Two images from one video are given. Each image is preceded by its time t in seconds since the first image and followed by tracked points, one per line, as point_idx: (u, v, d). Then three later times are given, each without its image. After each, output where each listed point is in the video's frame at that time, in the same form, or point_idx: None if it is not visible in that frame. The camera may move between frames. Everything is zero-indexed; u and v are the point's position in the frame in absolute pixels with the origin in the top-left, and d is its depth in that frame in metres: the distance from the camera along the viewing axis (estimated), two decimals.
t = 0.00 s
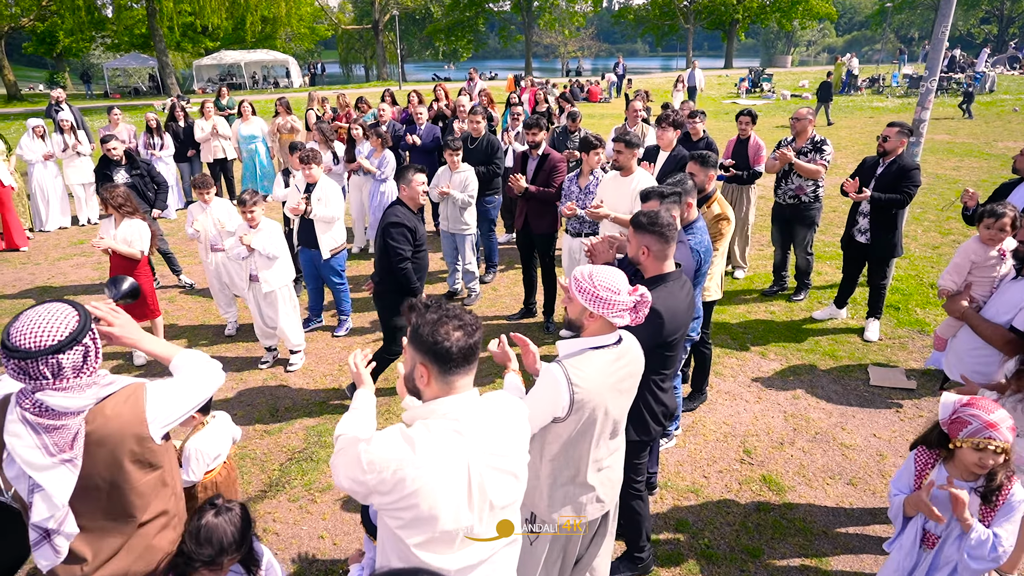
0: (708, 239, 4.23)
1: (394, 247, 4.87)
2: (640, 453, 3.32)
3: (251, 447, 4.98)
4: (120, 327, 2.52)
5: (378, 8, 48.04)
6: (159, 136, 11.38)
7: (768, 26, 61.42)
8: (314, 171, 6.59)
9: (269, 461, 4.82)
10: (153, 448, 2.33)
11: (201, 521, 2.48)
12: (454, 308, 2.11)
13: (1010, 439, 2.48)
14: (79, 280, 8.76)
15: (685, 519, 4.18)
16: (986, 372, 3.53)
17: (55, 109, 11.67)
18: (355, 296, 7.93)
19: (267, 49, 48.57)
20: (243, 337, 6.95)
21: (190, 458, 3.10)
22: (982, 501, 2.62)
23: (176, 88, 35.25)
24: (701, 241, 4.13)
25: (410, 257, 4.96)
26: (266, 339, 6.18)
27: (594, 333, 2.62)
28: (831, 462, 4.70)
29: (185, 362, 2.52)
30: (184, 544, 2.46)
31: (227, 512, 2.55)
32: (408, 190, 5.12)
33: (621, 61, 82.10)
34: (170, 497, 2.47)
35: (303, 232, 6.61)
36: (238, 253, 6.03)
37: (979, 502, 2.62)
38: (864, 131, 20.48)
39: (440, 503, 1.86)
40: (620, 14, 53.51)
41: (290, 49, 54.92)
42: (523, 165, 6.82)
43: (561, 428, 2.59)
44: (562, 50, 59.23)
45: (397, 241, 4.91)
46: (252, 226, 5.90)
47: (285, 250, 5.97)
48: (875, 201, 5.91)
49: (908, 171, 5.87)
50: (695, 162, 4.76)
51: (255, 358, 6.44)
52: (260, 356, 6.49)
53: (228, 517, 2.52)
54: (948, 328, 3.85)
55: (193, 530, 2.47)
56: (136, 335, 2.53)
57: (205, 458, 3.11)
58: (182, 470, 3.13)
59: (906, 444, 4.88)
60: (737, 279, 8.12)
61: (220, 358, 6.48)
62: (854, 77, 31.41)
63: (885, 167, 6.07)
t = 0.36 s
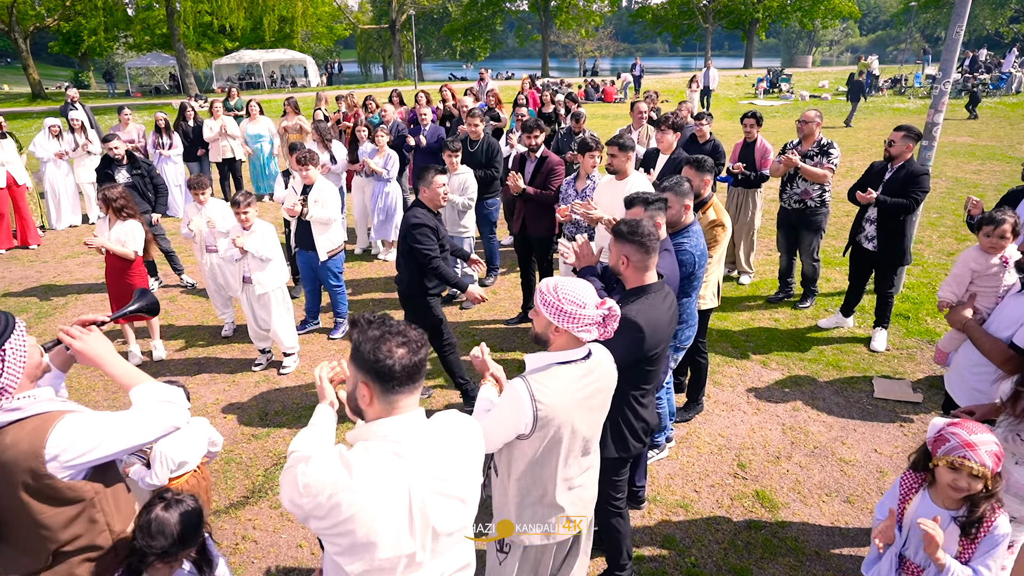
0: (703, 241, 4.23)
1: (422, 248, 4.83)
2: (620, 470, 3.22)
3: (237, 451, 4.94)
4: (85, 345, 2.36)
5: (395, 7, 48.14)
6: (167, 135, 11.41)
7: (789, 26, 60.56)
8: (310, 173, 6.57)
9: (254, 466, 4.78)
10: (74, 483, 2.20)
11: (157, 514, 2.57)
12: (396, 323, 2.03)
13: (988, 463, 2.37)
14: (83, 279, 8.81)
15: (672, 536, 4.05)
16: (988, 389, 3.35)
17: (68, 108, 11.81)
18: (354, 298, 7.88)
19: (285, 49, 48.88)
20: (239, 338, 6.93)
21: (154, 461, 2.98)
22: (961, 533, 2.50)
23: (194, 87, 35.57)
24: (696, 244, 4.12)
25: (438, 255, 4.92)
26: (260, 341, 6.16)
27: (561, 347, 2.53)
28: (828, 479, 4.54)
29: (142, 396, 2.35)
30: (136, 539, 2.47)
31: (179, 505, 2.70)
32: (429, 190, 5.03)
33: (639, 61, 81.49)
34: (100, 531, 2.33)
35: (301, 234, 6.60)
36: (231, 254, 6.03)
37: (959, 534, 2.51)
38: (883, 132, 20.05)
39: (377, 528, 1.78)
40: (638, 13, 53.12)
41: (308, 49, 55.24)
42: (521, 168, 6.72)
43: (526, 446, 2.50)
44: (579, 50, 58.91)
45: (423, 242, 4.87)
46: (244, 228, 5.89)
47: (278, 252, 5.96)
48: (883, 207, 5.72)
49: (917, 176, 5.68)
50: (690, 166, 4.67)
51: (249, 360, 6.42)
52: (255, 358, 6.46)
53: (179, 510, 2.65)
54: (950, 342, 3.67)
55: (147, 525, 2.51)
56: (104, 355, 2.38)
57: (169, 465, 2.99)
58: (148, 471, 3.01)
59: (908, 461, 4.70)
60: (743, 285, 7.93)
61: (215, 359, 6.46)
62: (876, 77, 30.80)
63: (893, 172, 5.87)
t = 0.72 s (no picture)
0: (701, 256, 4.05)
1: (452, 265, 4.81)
2: (598, 490, 3.13)
3: (222, 458, 4.87)
4: (24, 357, 2.31)
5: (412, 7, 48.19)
6: (174, 135, 11.42)
7: (809, 25, 59.72)
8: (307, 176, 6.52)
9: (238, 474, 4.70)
10: (16, 500, 2.21)
11: (98, 519, 2.40)
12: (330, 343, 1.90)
13: (968, 490, 2.23)
14: (86, 279, 8.83)
15: (659, 556, 3.91)
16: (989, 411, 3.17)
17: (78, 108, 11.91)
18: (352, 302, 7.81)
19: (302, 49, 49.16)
20: (234, 341, 6.88)
21: (115, 475, 2.97)
22: (945, 570, 2.32)
23: (211, 86, 35.84)
24: (692, 257, 3.94)
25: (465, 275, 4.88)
26: (252, 344, 6.11)
27: (530, 366, 2.37)
28: (826, 498, 4.36)
29: (87, 406, 2.30)
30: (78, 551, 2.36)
31: (128, 507, 2.51)
32: (467, 201, 4.93)
33: (656, 60, 80.88)
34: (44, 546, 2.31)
35: (295, 236, 6.50)
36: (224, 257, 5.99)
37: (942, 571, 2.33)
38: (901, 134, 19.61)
39: (308, 562, 1.68)
40: (655, 12, 52.58)
41: (325, 49, 55.50)
42: (519, 171, 6.59)
43: (489, 468, 2.37)
44: (595, 49, 58.56)
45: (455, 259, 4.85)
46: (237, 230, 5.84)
47: (271, 256, 5.92)
48: (892, 214, 5.50)
49: (928, 183, 5.46)
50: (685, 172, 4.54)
51: (242, 363, 6.37)
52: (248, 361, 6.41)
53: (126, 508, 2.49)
54: (954, 359, 3.51)
55: (89, 532, 2.38)
56: (46, 366, 2.33)
57: (128, 483, 2.96)
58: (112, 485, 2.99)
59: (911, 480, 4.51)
60: (748, 292, 7.74)
61: (208, 362, 6.41)
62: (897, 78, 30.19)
63: (903, 178, 5.65)
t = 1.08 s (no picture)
0: (702, 273, 3.96)
1: (478, 274, 4.80)
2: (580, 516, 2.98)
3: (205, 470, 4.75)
4: None
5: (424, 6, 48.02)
6: (176, 135, 11.34)
7: (825, 25, 58.99)
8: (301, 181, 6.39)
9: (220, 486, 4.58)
10: None
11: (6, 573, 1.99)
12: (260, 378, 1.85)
13: (969, 540, 2.04)
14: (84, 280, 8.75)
15: None
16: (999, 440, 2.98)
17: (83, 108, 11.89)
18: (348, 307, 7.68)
19: (314, 47, 49.27)
20: (227, 346, 6.77)
21: (70, 500, 3.01)
22: None
23: (223, 86, 35.94)
24: (690, 273, 3.87)
25: (492, 281, 4.86)
26: (243, 350, 6.00)
27: (495, 393, 2.21)
28: (828, 522, 4.15)
29: (22, 414, 2.29)
30: None
31: (46, 545, 2.08)
32: (498, 209, 4.83)
33: (670, 60, 80.30)
34: None
35: (288, 241, 6.37)
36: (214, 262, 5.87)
37: None
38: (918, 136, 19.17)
39: None
40: (669, 11, 52.01)
41: (337, 48, 55.61)
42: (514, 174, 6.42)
43: (452, 501, 2.21)
44: (609, 49, 58.13)
45: (483, 266, 4.83)
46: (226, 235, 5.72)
47: (261, 261, 5.81)
48: (902, 223, 5.27)
49: (940, 191, 5.23)
50: (682, 178, 4.40)
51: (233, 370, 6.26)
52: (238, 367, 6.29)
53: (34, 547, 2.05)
54: (964, 385, 3.32)
55: None
56: None
57: (81, 509, 3.01)
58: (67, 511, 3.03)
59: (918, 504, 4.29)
60: (754, 300, 7.53)
61: (199, 368, 6.31)
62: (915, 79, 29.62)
63: (914, 185, 5.43)
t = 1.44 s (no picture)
0: (719, 297, 3.77)
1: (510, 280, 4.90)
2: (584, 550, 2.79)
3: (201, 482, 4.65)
4: None
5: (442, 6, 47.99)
6: (189, 136, 11.32)
7: (849, 25, 58.02)
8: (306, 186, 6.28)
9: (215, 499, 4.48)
10: None
11: None
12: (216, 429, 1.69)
13: None
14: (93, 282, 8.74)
15: None
16: None
17: (98, 108, 11.93)
18: (354, 314, 7.56)
19: (332, 46, 49.51)
20: (231, 352, 6.69)
21: (49, 525, 2.96)
22: None
23: (241, 85, 36.20)
24: (702, 297, 3.70)
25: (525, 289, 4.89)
26: (246, 358, 5.89)
27: (485, 432, 2.05)
28: (847, 554, 3.93)
29: None
30: None
31: None
32: (545, 215, 4.94)
33: (689, 60, 79.57)
34: None
35: (292, 246, 6.26)
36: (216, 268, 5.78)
37: None
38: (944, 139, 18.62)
39: None
40: (688, 10, 51.35)
41: (356, 48, 55.84)
42: (524, 181, 6.25)
43: (435, 546, 2.04)
44: (629, 49, 57.67)
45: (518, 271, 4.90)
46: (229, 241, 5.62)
47: (264, 267, 5.70)
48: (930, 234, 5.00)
49: (971, 202, 4.96)
50: (696, 190, 4.21)
51: (235, 377, 6.16)
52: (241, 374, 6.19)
53: None
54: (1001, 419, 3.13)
55: None
56: None
57: (61, 536, 2.95)
58: (47, 536, 2.98)
59: (944, 535, 4.04)
60: (771, 311, 7.27)
61: (201, 374, 6.22)
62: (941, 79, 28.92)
63: (943, 195, 5.16)
